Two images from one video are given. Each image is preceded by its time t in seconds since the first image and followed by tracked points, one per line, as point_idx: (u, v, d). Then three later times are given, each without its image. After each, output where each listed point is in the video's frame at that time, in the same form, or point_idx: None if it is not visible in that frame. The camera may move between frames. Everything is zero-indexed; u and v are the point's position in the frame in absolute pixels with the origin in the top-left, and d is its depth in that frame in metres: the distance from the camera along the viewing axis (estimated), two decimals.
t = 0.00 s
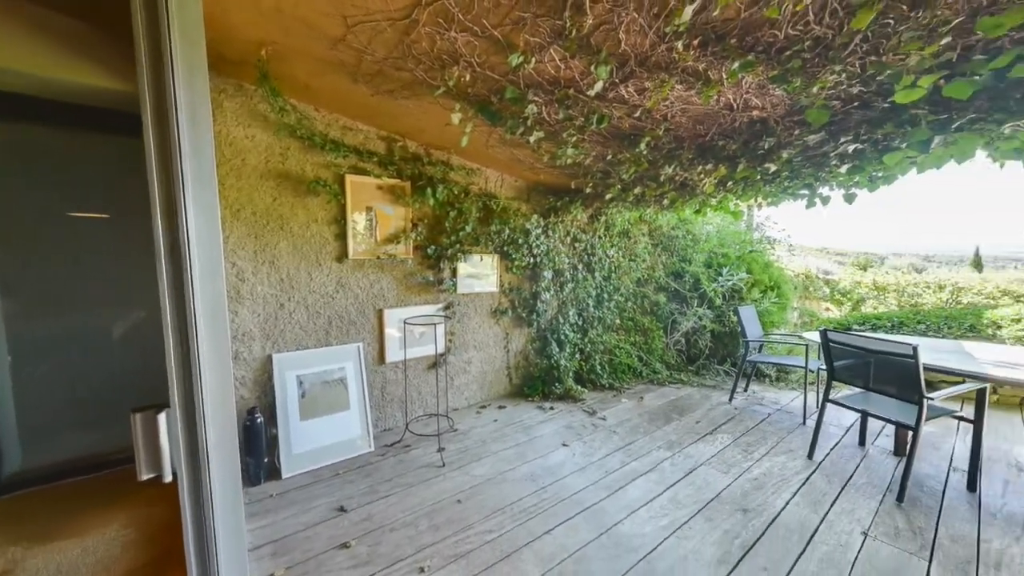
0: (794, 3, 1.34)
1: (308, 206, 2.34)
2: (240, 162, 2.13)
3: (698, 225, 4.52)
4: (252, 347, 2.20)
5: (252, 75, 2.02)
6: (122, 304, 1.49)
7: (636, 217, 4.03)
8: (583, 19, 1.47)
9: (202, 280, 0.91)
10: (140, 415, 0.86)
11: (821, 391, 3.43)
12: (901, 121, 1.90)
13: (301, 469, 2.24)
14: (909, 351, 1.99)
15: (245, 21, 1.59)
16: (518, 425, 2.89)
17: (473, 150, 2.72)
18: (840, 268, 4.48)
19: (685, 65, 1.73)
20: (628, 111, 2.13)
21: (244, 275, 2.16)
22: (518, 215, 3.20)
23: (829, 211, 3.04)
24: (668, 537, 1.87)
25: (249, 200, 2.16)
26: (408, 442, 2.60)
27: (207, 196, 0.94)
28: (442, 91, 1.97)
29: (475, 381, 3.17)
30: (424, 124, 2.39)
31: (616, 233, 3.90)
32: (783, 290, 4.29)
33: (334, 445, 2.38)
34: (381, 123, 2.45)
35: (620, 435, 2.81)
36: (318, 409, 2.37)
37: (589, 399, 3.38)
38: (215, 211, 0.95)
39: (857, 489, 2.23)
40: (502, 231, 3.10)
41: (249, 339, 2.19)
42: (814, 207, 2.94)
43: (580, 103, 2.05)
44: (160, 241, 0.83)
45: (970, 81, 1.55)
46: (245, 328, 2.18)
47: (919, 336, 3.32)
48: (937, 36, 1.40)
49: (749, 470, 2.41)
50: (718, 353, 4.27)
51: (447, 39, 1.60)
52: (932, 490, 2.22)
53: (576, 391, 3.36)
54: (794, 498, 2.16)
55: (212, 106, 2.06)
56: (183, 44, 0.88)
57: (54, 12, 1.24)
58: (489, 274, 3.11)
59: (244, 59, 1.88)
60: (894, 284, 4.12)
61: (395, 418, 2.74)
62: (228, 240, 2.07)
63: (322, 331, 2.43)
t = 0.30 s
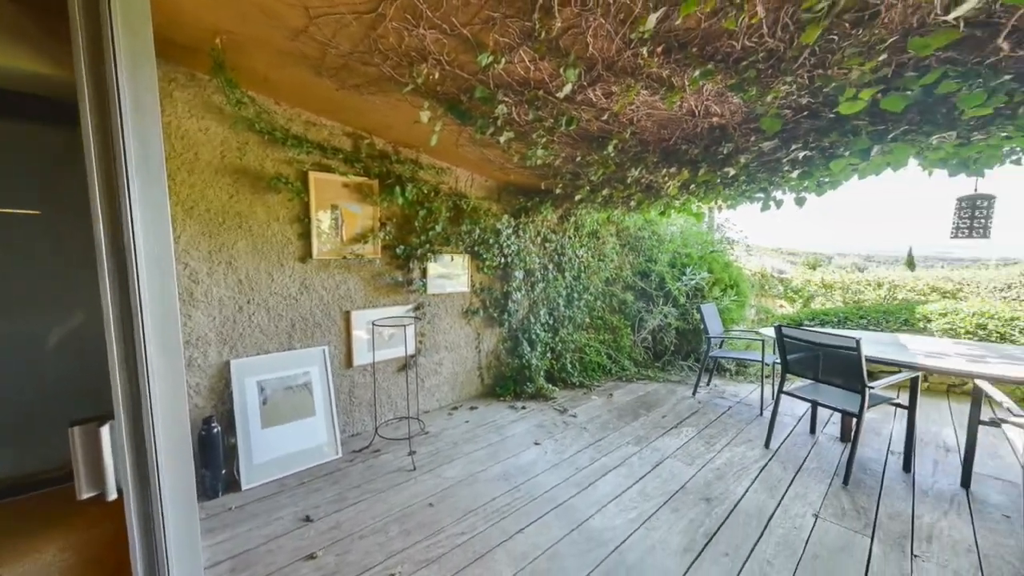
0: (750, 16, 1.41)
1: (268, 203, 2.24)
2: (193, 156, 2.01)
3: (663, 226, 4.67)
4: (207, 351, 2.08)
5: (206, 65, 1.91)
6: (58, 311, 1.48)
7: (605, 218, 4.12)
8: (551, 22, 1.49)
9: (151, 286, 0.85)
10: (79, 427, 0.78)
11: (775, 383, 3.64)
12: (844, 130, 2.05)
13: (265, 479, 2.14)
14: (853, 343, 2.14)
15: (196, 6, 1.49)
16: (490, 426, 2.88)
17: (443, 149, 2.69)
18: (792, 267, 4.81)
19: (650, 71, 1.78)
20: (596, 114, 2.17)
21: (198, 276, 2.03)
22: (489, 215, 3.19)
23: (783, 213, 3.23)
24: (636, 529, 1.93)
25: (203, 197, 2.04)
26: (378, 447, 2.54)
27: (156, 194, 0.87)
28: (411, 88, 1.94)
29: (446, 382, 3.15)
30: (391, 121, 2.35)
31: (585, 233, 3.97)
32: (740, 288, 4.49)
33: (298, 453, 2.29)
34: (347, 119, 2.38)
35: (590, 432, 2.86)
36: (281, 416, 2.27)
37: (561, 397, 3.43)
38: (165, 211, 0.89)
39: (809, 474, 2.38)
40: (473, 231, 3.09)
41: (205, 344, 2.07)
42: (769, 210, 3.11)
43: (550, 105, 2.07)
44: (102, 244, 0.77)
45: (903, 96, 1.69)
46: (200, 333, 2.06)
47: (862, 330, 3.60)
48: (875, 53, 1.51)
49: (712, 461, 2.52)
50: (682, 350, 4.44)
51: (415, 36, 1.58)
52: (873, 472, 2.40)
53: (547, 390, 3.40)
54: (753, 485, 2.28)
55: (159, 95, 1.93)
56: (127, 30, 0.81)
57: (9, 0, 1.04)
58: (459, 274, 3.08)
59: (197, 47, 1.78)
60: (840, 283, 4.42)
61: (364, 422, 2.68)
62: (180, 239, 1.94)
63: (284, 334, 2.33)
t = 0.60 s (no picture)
0: (711, 26, 1.47)
1: (225, 200, 2.12)
2: (140, 149, 1.88)
3: (631, 227, 4.79)
4: (159, 358, 1.95)
5: (155, 52, 1.79)
6: None
7: (575, 218, 4.17)
8: (521, 23, 1.50)
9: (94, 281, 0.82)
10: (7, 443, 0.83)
11: (736, 377, 3.81)
12: (796, 138, 2.17)
13: (224, 491, 2.03)
14: (804, 338, 2.28)
15: None
16: (462, 427, 2.86)
17: (412, 148, 2.65)
18: (751, 266, 5.15)
19: (618, 75, 1.83)
20: (566, 116, 2.20)
21: (148, 278, 1.90)
22: (460, 215, 3.17)
23: (742, 215, 3.39)
24: (607, 523, 1.97)
25: (152, 193, 1.91)
26: (347, 453, 2.46)
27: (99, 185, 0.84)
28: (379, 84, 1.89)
29: (417, 384, 3.10)
30: (358, 117, 2.28)
31: (556, 233, 4.01)
32: (703, 286, 4.68)
33: (261, 463, 2.18)
34: (311, 114, 2.30)
35: (562, 430, 2.89)
36: (241, 424, 2.16)
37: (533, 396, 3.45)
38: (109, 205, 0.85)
39: (767, 462, 2.52)
40: (444, 231, 3.05)
41: (155, 350, 1.94)
42: (729, 213, 3.25)
43: (521, 105, 2.08)
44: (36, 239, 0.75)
45: (848, 107, 1.82)
46: (150, 338, 1.93)
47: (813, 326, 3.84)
48: (823, 66, 1.62)
49: (678, 453, 2.61)
50: (650, 347, 4.59)
51: (383, 30, 1.54)
52: (823, 458, 2.57)
53: (520, 389, 3.42)
54: (716, 475, 2.38)
55: (101, 83, 1.79)
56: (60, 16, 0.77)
57: None
58: (430, 275, 3.05)
59: (144, 33, 1.66)
60: (793, 281, 4.78)
61: (331, 428, 2.59)
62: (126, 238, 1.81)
63: (244, 338, 2.22)
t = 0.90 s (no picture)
0: (671, 35, 1.53)
1: (172, 196, 1.99)
2: (73, 140, 1.72)
3: (598, 227, 4.89)
4: (98, 367, 1.80)
5: (89, 35, 1.64)
6: None
7: (543, 219, 4.21)
8: (488, 23, 1.50)
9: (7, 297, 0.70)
10: None
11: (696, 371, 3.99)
12: (749, 145, 2.30)
13: (173, 508, 1.89)
14: (757, 333, 2.43)
15: None
16: (431, 429, 2.83)
17: (377, 145, 2.58)
18: (709, 266, 5.56)
19: (584, 79, 1.86)
20: (534, 117, 2.22)
21: (84, 280, 1.75)
22: (427, 215, 3.12)
23: (701, 217, 3.55)
24: (576, 518, 2.00)
25: (87, 187, 1.75)
26: (309, 461, 2.37)
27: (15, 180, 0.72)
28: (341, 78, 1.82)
29: (384, 387, 3.04)
30: (319, 112, 2.20)
31: (524, 233, 4.04)
32: (665, 285, 4.85)
33: (215, 476, 2.06)
34: (268, 107, 2.19)
35: (532, 428, 2.91)
36: (192, 435, 2.02)
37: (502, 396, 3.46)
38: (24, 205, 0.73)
39: (725, 452, 2.65)
40: (411, 230, 3.00)
41: (92, 359, 1.78)
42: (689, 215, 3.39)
43: (489, 105, 2.08)
44: None
45: (795, 116, 1.95)
46: (87, 346, 1.77)
47: (766, 321, 4.08)
48: (773, 77, 1.72)
49: (642, 447, 2.70)
50: (616, 345, 4.71)
51: (346, 23, 1.49)
52: (775, 445, 2.74)
53: (489, 390, 3.41)
54: (679, 466, 2.48)
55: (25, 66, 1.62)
56: None
57: None
58: (397, 275, 2.99)
59: (77, 13, 1.52)
60: (748, 280, 5.21)
61: (292, 436, 2.49)
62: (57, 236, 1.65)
63: (195, 343, 2.09)
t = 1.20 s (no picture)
0: (636, 42, 1.58)
1: (114, 192, 1.84)
2: None
3: (567, 228, 4.95)
4: (28, 378, 1.64)
5: (15, 13, 1.49)
6: None
7: (513, 219, 4.22)
8: (456, 20, 1.48)
9: None
10: None
11: (662, 367, 4.13)
12: (709, 150, 2.40)
13: (119, 527, 1.75)
14: (716, 329, 2.55)
15: None
16: (401, 433, 2.77)
17: (341, 141, 2.51)
18: (673, 266, 5.87)
19: (553, 81, 1.88)
20: (503, 117, 2.22)
21: (11, 282, 1.59)
22: (395, 214, 3.06)
23: (666, 219, 3.67)
24: (548, 516, 2.02)
25: (14, 181, 1.59)
26: (271, 470, 2.26)
27: None
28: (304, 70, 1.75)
29: (351, 391, 2.96)
30: (278, 105, 2.10)
31: (495, 233, 4.03)
32: (632, 284, 4.98)
33: (165, 491, 1.92)
34: (222, 99, 2.07)
35: (504, 428, 2.92)
36: (140, 448, 1.88)
37: (474, 397, 3.44)
38: None
39: (688, 444, 2.76)
40: (378, 230, 2.93)
41: (20, 370, 1.62)
42: (654, 216, 3.51)
43: (458, 104, 2.06)
44: None
45: (751, 124, 2.05)
46: (15, 356, 1.61)
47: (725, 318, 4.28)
48: (730, 86, 1.81)
49: (611, 442, 2.77)
50: (585, 343, 4.80)
51: (308, 14, 1.44)
52: (734, 436, 2.88)
53: (461, 390, 3.39)
54: (645, 460, 2.56)
55: None
56: None
57: None
58: (364, 276, 2.91)
59: None
60: (709, 279, 5.49)
61: (252, 445, 2.38)
62: None
63: (142, 349, 1.95)
